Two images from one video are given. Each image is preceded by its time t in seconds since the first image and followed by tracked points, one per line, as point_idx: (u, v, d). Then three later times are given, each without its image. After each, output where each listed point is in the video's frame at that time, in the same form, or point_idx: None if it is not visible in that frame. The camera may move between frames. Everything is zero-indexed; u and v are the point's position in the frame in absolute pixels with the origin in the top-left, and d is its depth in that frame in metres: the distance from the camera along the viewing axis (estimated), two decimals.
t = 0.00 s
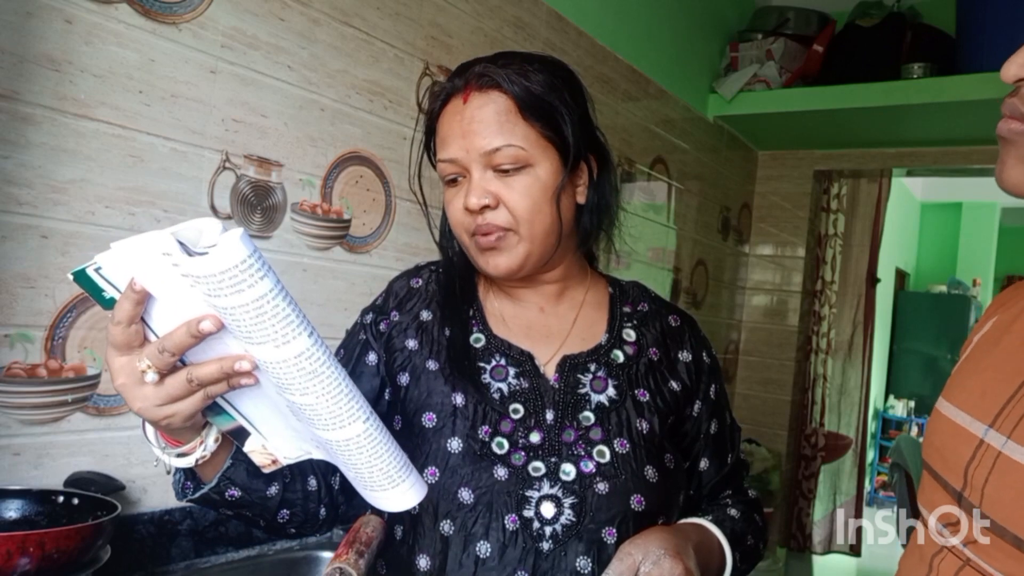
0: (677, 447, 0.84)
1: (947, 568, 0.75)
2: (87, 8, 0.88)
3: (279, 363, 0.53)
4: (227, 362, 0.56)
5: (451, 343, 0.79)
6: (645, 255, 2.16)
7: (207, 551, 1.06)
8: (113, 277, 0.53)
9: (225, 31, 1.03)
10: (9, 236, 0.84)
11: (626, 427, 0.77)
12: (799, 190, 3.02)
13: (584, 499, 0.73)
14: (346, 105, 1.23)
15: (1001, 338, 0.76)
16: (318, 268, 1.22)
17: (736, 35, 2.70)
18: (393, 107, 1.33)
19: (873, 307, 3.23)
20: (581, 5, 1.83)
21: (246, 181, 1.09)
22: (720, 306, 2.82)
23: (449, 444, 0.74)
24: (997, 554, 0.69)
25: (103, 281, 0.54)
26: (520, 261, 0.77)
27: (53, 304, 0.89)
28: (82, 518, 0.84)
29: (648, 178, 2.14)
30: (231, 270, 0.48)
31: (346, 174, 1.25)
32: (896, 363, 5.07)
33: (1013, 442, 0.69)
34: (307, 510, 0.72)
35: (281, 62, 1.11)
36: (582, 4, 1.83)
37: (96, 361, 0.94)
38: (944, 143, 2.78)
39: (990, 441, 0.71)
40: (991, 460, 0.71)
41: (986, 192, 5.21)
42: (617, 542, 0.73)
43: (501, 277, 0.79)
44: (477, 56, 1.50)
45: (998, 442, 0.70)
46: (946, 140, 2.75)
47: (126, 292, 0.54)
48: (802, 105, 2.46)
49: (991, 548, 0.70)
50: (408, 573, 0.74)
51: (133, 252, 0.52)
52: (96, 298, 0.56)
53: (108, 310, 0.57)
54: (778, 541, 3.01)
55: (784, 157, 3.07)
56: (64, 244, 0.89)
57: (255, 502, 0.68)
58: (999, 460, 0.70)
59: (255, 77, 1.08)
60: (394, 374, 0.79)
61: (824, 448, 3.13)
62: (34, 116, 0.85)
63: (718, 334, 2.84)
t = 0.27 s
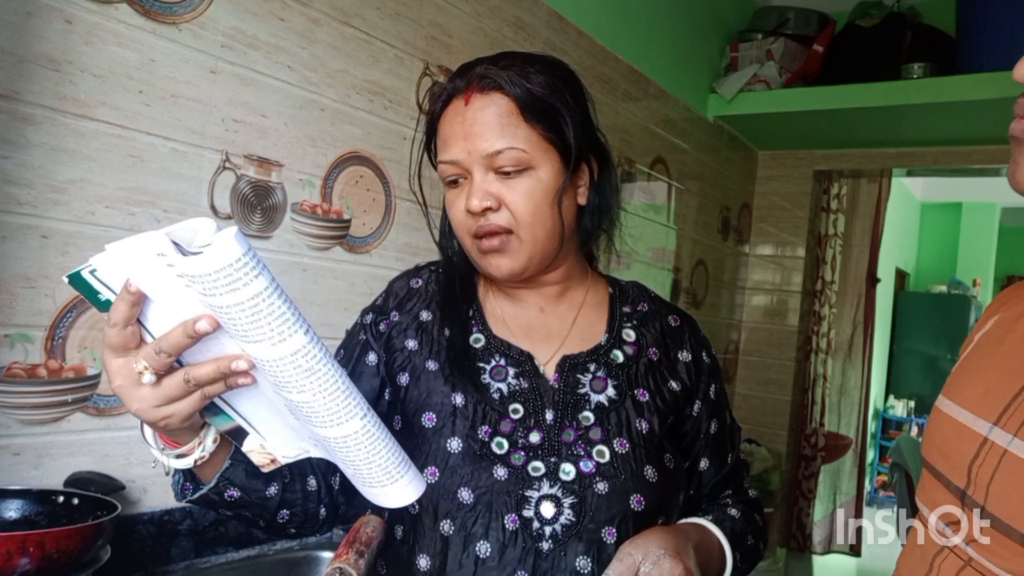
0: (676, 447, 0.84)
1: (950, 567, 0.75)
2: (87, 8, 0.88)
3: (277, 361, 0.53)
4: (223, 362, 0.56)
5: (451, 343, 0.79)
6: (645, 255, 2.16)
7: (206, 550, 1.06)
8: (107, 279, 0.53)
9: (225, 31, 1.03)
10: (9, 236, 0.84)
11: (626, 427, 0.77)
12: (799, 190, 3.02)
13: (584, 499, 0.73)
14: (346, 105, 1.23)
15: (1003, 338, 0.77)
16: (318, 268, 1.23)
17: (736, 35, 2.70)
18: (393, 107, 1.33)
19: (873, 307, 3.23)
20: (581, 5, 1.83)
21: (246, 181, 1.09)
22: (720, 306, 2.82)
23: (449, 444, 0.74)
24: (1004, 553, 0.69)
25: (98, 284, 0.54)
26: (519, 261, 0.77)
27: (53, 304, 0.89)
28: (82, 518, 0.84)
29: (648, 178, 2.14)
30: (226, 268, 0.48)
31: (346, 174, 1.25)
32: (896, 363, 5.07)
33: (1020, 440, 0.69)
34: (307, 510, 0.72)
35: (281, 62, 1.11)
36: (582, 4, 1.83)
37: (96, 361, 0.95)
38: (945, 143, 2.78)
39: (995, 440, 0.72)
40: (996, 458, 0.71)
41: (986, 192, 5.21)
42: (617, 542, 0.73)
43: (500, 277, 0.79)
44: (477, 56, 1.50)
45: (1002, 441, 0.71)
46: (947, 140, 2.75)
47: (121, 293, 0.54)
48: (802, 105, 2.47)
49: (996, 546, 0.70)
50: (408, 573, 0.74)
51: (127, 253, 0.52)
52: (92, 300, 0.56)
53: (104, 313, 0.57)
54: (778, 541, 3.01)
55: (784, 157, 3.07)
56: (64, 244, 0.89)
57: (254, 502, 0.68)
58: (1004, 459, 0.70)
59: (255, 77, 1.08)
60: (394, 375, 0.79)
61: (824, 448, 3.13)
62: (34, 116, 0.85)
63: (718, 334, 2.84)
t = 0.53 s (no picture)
0: (676, 446, 0.84)
1: (950, 567, 0.75)
2: (87, 8, 0.88)
3: (277, 357, 0.53)
4: (223, 360, 0.56)
5: (450, 343, 0.79)
6: (644, 255, 2.16)
7: (207, 550, 1.06)
8: (108, 276, 0.53)
9: (225, 31, 1.03)
10: (9, 236, 0.84)
11: (625, 427, 0.77)
12: (799, 190, 3.02)
13: (583, 499, 0.73)
14: (346, 105, 1.23)
15: (1003, 337, 0.77)
16: (318, 268, 1.23)
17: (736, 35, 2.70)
18: (393, 107, 1.33)
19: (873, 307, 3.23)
20: (581, 5, 1.83)
21: (246, 181, 1.09)
22: (719, 306, 2.82)
23: (449, 443, 0.75)
24: (1004, 552, 0.69)
25: (99, 281, 0.54)
26: (518, 260, 0.77)
27: (53, 304, 0.89)
28: (82, 518, 0.84)
29: (648, 178, 2.14)
30: (227, 263, 0.48)
31: (346, 174, 1.25)
32: (896, 363, 5.07)
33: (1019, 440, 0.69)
34: (306, 510, 0.72)
35: (281, 62, 1.11)
36: (582, 4, 1.83)
37: (96, 361, 0.95)
38: (945, 143, 2.78)
39: (995, 439, 0.72)
40: (996, 458, 0.71)
41: (986, 192, 5.21)
42: (616, 541, 0.73)
43: (499, 276, 0.79)
44: (477, 56, 1.50)
45: (1002, 440, 0.71)
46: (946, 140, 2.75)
47: (121, 291, 0.54)
48: (802, 105, 2.47)
49: (995, 545, 0.70)
50: (408, 573, 0.74)
51: (128, 250, 0.52)
52: (92, 298, 0.56)
53: (104, 311, 0.57)
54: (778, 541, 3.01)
55: (784, 157, 3.07)
56: (64, 244, 0.89)
57: (254, 502, 0.68)
58: (1006, 458, 0.70)
59: (255, 77, 1.08)
60: (394, 375, 0.79)
61: (824, 448, 3.13)
62: (34, 116, 0.85)
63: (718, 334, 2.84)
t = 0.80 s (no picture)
0: (675, 446, 0.84)
1: (953, 568, 0.75)
2: (87, 8, 0.88)
3: (280, 354, 0.53)
4: (224, 360, 0.56)
5: (449, 343, 0.79)
6: (644, 255, 2.16)
7: (206, 550, 1.06)
8: (110, 276, 0.53)
9: (225, 31, 1.03)
10: (9, 237, 0.84)
11: (624, 426, 0.77)
12: (799, 190, 3.02)
13: (583, 498, 0.73)
14: (346, 105, 1.23)
15: (1005, 338, 0.76)
16: (318, 268, 1.23)
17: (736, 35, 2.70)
18: (393, 107, 1.33)
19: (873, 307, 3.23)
20: (581, 5, 1.83)
21: (246, 180, 1.09)
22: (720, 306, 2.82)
23: (448, 443, 0.74)
24: (1004, 552, 0.69)
25: (100, 281, 0.54)
26: (519, 259, 0.77)
27: (53, 304, 0.89)
28: (82, 518, 0.84)
29: (648, 178, 2.14)
30: (234, 261, 0.48)
31: (346, 174, 1.25)
32: (896, 363, 5.07)
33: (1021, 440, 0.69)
34: (306, 511, 0.72)
35: (281, 62, 1.11)
36: (582, 4, 1.83)
37: (96, 360, 0.95)
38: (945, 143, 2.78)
39: (997, 440, 0.72)
40: (999, 457, 0.71)
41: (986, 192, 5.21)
42: (616, 541, 0.73)
43: (498, 277, 0.79)
44: (477, 56, 1.50)
45: (1005, 440, 0.71)
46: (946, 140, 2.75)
47: (123, 291, 0.54)
48: (802, 105, 2.47)
49: (997, 543, 0.70)
50: (408, 572, 0.75)
51: (131, 249, 0.52)
52: (92, 299, 0.56)
53: (104, 311, 0.57)
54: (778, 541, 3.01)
55: (784, 157, 3.07)
56: (64, 244, 0.89)
57: (253, 503, 0.68)
58: (1007, 459, 0.70)
59: (255, 77, 1.08)
60: (393, 375, 0.79)
61: (824, 448, 3.13)
62: (34, 117, 0.85)
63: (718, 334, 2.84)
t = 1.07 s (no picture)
0: (674, 446, 0.84)
1: (955, 564, 0.75)
2: (87, 8, 0.88)
3: (280, 353, 0.53)
4: (223, 361, 0.56)
5: (449, 343, 0.79)
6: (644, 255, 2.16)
7: (206, 550, 1.06)
8: (107, 277, 0.53)
9: (225, 31, 1.03)
10: (9, 236, 0.84)
11: (624, 426, 0.77)
12: (799, 190, 3.02)
13: (583, 498, 0.73)
14: (346, 105, 1.23)
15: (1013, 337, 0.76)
16: (318, 268, 1.23)
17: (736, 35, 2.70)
18: (393, 107, 1.33)
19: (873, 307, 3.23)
20: (581, 4, 1.83)
21: (246, 180, 1.09)
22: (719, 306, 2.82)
23: (448, 443, 0.74)
24: (1008, 546, 0.69)
25: (98, 283, 0.54)
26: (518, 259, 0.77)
27: (53, 304, 0.89)
28: (82, 518, 0.84)
29: (648, 178, 2.14)
30: (233, 260, 0.48)
31: (346, 174, 1.25)
32: (896, 363, 5.07)
33: None
34: (307, 511, 0.72)
35: (281, 62, 1.11)
36: (582, 4, 1.83)
37: (96, 360, 0.95)
38: (945, 143, 2.78)
39: (1003, 435, 0.71)
40: (1004, 453, 0.71)
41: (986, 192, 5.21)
42: (616, 540, 0.73)
43: (497, 277, 0.79)
44: (477, 56, 1.50)
45: (1010, 435, 0.71)
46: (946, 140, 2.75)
47: (121, 292, 0.54)
48: (802, 105, 2.47)
49: (1000, 536, 0.70)
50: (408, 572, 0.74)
51: (130, 250, 0.52)
52: (90, 300, 0.56)
53: (102, 313, 0.57)
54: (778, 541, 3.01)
55: (784, 157, 3.07)
56: (64, 244, 0.89)
57: (253, 504, 0.68)
58: (1012, 453, 0.70)
59: (255, 77, 1.08)
60: (393, 375, 0.79)
61: (824, 448, 3.13)
62: (34, 116, 0.85)
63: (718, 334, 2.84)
